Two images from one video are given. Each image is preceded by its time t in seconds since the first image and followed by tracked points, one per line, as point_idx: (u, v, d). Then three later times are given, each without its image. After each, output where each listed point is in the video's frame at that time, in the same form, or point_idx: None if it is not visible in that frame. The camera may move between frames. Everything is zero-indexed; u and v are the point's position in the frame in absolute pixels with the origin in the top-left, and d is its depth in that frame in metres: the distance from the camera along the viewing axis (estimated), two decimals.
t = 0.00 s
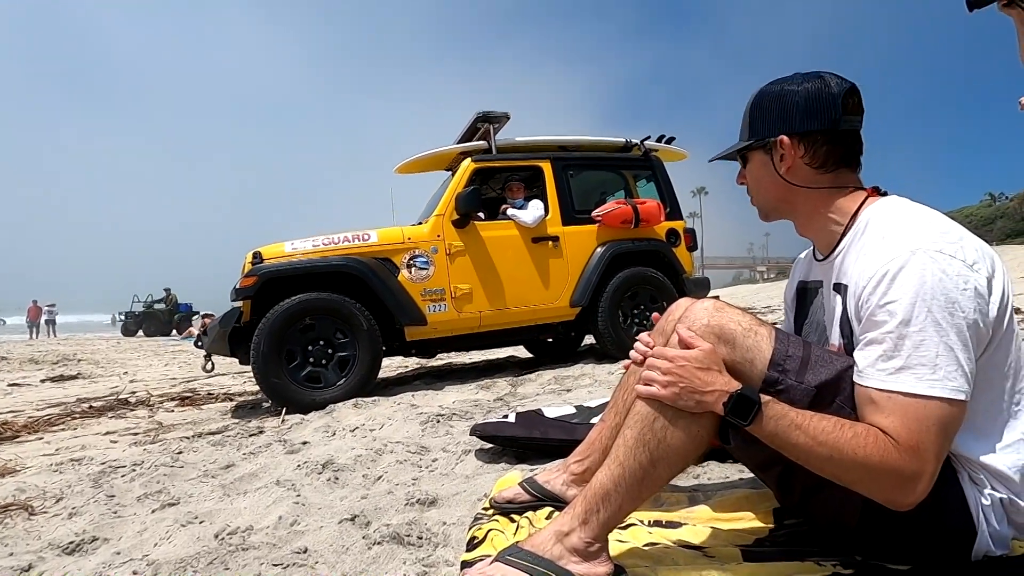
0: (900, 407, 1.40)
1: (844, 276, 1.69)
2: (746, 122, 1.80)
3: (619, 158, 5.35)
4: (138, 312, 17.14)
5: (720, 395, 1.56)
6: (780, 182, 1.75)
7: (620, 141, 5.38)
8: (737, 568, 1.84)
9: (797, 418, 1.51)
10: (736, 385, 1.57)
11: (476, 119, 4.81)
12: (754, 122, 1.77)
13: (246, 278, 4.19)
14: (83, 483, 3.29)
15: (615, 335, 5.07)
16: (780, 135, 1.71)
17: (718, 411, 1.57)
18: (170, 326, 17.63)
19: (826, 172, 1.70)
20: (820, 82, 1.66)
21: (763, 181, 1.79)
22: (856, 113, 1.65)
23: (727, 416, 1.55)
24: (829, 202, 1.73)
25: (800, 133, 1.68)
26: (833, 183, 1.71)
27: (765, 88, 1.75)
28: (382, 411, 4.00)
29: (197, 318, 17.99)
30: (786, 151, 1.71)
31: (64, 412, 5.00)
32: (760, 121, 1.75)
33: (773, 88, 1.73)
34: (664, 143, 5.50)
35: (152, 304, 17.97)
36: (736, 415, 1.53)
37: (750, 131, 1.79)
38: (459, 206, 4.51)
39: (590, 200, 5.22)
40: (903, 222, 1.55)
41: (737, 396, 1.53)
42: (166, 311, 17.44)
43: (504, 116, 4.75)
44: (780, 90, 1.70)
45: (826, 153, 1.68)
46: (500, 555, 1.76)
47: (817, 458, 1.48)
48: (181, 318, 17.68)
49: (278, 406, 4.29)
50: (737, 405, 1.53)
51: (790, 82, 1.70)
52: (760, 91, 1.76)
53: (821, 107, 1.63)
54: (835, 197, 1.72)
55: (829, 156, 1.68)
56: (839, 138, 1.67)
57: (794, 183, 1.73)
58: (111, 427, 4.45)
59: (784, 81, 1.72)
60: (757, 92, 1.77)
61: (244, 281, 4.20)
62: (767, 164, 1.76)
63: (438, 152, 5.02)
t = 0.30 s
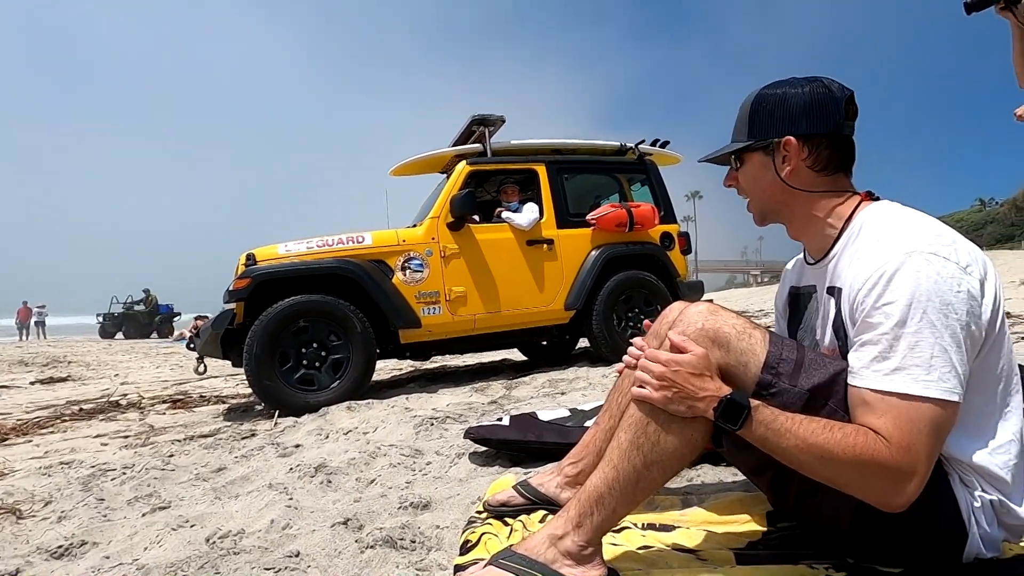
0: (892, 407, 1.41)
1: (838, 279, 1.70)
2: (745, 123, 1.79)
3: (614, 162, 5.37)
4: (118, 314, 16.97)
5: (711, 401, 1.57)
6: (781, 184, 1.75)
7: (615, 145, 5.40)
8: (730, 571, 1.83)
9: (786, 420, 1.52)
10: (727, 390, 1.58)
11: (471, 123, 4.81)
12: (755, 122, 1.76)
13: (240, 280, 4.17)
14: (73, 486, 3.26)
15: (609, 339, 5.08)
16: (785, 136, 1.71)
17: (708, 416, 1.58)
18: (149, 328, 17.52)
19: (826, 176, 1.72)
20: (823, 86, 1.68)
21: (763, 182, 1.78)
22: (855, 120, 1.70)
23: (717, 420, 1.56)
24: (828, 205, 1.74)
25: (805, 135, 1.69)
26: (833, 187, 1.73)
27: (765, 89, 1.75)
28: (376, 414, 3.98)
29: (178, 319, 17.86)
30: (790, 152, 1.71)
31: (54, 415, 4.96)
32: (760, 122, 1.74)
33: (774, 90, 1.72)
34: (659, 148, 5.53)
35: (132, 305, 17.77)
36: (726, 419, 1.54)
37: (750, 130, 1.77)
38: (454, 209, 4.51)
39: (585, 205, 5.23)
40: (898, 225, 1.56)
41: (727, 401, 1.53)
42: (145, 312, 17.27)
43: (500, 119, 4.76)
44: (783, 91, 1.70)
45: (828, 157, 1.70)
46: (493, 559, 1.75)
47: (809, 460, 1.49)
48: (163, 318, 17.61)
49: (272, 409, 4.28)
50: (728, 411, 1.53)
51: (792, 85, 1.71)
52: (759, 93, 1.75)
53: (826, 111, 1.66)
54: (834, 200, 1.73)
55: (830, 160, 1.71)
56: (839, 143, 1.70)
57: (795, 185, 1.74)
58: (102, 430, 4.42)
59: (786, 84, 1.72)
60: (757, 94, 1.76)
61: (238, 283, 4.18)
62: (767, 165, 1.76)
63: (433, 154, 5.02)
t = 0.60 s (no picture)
0: (877, 411, 1.42)
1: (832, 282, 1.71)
2: (768, 108, 1.75)
3: (608, 165, 5.39)
4: (94, 314, 16.76)
5: (695, 403, 1.57)
6: (795, 178, 1.74)
7: (609, 148, 5.42)
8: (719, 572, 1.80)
9: (770, 423, 1.52)
10: (710, 393, 1.58)
11: (465, 125, 4.82)
12: (779, 110, 1.73)
13: (232, 281, 4.15)
14: (59, 489, 3.21)
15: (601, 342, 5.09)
16: (811, 129, 1.70)
17: (693, 418, 1.58)
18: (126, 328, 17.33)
19: (838, 180, 1.74)
20: (848, 92, 1.70)
21: (778, 173, 1.75)
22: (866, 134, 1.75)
23: (703, 424, 1.56)
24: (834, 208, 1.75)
25: (829, 133, 1.69)
26: (839, 192, 1.75)
27: (792, 81, 1.73)
28: (367, 417, 3.96)
29: (155, 320, 17.68)
30: (811, 148, 1.70)
31: (40, 417, 4.90)
32: (785, 111, 1.72)
33: (805, 83, 1.71)
34: (651, 152, 5.56)
35: (110, 304, 17.50)
36: (712, 422, 1.54)
37: (771, 119, 1.75)
38: (447, 211, 4.51)
39: (579, 208, 5.24)
40: (893, 230, 1.57)
41: (712, 403, 1.54)
42: (122, 313, 17.09)
43: (494, 121, 4.76)
44: (814, 86, 1.70)
45: (841, 162, 1.72)
46: (484, 564, 1.70)
47: (793, 463, 1.50)
48: (140, 319, 17.35)
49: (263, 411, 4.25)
50: (711, 413, 1.54)
51: (821, 83, 1.71)
52: (788, 83, 1.73)
53: (851, 116, 1.69)
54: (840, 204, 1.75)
55: (843, 165, 1.73)
56: (852, 151, 1.73)
57: (808, 182, 1.73)
58: (88, 432, 4.37)
59: (814, 80, 1.72)
60: (785, 83, 1.74)
61: (230, 283, 4.16)
62: (784, 157, 1.74)
63: (428, 156, 5.02)
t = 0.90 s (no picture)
0: (872, 404, 1.43)
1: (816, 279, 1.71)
2: (747, 114, 1.80)
3: (600, 169, 5.40)
4: (66, 318, 16.49)
5: (687, 414, 1.58)
6: (766, 182, 1.77)
7: (600, 152, 5.44)
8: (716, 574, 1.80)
9: (766, 425, 1.53)
10: (701, 401, 1.60)
11: (457, 128, 4.82)
12: (753, 117, 1.77)
13: (222, 284, 4.13)
14: (46, 494, 3.17)
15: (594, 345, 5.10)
16: (777, 137, 1.72)
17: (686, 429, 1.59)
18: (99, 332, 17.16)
19: (812, 182, 1.74)
20: (827, 93, 1.68)
21: (748, 179, 1.80)
22: (850, 132, 1.71)
23: (697, 432, 1.57)
24: (810, 210, 1.76)
25: (796, 139, 1.70)
26: (816, 193, 1.75)
27: (771, 85, 1.75)
28: (359, 420, 3.95)
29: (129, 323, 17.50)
30: (780, 155, 1.72)
31: (26, 422, 4.84)
32: (760, 118, 1.75)
33: (779, 89, 1.72)
34: (643, 155, 5.58)
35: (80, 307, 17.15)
36: (706, 430, 1.55)
37: (749, 125, 1.78)
38: (439, 214, 4.50)
39: (571, 211, 5.25)
40: (874, 225, 1.59)
41: (704, 412, 1.55)
42: (94, 316, 16.92)
43: (486, 124, 4.77)
44: (786, 91, 1.70)
45: (815, 165, 1.72)
46: (480, 565, 1.68)
47: (793, 463, 1.50)
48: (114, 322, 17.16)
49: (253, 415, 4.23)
50: (704, 423, 1.55)
51: (797, 86, 1.70)
52: (766, 88, 1.75)
53: (823, 119, 1.66)
54: (817, 205, 1.75)
55: (816, 168, 1.72)
56: (830, 153, 1.72)
57: (778, 187, 1.76)
58: (76, 437, 4.32)
59: (792, 83, 1.72)
60: (763, 88, 1.76)
61: (220, 287, 4.14)
62: (756, 163, 1.77)
63: (419, 159, 5.01)
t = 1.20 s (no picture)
0: (860, 376, 1.43)
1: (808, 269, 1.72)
2: (766, 103, 1.79)
3: (599, 167, 5.40)
4: (45, 316, 16.28)
5: (681, 403, 1.58)
6: (770, 171, 1.76)
7: (600, 150, 5.44)
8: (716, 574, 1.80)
9: (758, 408, 1.54)
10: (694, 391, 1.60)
11: (456, 126, 4.81)
12: (770, 105, 1.76)
13: (221, 282, 4.13)
14: (44, 492, 3.17)
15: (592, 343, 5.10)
16: (788, 128, 1.72)
17: (681, 419, 1.59)
18: (79, 330, 17.05)
19: (816, 180, 1.73)
20: (846, 96, 1.68)
21: (754, 165, 1.79)
22: (861, 140, 1.72)
23: (691, 421, 1.57)
24: (805, 202, 1.75)
25: (806, 134, 1.70)
26: (817, 190, 1.74)
27: (796, 80, 1.75)
28: (358, 418, 3.95)
29: (110, 321, 17.48)
30: (787, 146, 1.72)
31: (24, 419, 4.85)
32: (774, 105, 1.75)
33: (802, 84, 1.72)
34: (642, 153, 5.58)
35: (60, 305, 16.98)
36: (699, 418, 1.55)
37: (765, 113, 1.77)
38: (438, 212, 4.50)
39: (570, 209, 5.26)
40: (857, 208, 1.60)
41: (697, 399, 1.55)
42: (73, 313, 16.78)
43: (486, 122, 4.76)
44: (807, 88, 1.71)
45: (819, 164, 1.72)
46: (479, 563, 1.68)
47: (788, 442, 1.50)
48: (95, 319, 17.30)
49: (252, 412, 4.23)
50: (697, 411, 1.55)
51: (821, 85, 1.71)
52: (792, 82, 1.76)
53: (836, 120, 1.67)
54: (814, 199, 1.75)
55: (821, 167, 1.72)
56: (837, 154, 1.72)
57: (782, 177, 1.76)
58: (74, 435, 4.32)
59: (817, 82, 1.72)
60: (789, 81, 1.76)
61: (219, 285, 4.13)
62: (765, 151, 1.77)
63: (419, 156, 5.01)
